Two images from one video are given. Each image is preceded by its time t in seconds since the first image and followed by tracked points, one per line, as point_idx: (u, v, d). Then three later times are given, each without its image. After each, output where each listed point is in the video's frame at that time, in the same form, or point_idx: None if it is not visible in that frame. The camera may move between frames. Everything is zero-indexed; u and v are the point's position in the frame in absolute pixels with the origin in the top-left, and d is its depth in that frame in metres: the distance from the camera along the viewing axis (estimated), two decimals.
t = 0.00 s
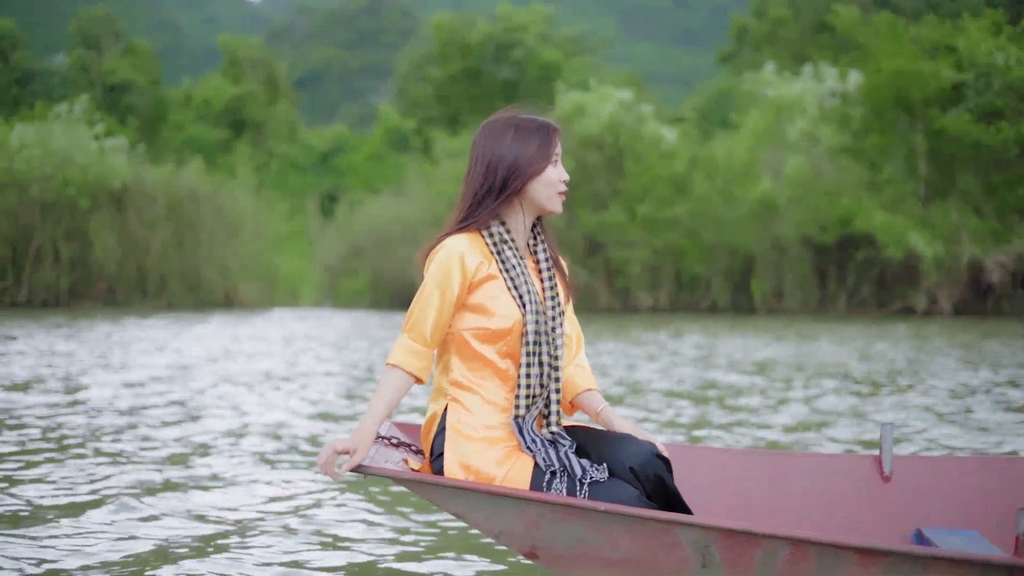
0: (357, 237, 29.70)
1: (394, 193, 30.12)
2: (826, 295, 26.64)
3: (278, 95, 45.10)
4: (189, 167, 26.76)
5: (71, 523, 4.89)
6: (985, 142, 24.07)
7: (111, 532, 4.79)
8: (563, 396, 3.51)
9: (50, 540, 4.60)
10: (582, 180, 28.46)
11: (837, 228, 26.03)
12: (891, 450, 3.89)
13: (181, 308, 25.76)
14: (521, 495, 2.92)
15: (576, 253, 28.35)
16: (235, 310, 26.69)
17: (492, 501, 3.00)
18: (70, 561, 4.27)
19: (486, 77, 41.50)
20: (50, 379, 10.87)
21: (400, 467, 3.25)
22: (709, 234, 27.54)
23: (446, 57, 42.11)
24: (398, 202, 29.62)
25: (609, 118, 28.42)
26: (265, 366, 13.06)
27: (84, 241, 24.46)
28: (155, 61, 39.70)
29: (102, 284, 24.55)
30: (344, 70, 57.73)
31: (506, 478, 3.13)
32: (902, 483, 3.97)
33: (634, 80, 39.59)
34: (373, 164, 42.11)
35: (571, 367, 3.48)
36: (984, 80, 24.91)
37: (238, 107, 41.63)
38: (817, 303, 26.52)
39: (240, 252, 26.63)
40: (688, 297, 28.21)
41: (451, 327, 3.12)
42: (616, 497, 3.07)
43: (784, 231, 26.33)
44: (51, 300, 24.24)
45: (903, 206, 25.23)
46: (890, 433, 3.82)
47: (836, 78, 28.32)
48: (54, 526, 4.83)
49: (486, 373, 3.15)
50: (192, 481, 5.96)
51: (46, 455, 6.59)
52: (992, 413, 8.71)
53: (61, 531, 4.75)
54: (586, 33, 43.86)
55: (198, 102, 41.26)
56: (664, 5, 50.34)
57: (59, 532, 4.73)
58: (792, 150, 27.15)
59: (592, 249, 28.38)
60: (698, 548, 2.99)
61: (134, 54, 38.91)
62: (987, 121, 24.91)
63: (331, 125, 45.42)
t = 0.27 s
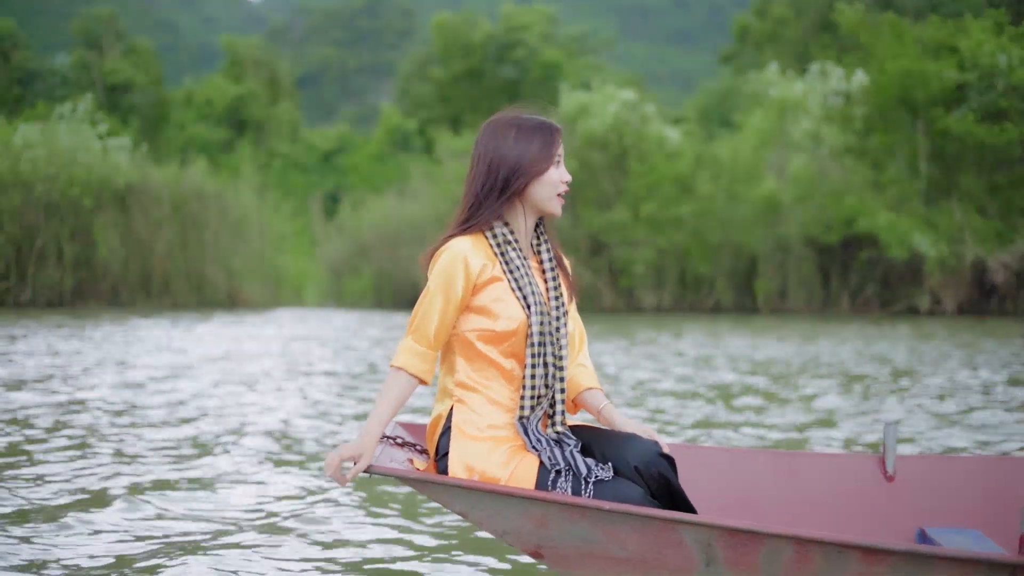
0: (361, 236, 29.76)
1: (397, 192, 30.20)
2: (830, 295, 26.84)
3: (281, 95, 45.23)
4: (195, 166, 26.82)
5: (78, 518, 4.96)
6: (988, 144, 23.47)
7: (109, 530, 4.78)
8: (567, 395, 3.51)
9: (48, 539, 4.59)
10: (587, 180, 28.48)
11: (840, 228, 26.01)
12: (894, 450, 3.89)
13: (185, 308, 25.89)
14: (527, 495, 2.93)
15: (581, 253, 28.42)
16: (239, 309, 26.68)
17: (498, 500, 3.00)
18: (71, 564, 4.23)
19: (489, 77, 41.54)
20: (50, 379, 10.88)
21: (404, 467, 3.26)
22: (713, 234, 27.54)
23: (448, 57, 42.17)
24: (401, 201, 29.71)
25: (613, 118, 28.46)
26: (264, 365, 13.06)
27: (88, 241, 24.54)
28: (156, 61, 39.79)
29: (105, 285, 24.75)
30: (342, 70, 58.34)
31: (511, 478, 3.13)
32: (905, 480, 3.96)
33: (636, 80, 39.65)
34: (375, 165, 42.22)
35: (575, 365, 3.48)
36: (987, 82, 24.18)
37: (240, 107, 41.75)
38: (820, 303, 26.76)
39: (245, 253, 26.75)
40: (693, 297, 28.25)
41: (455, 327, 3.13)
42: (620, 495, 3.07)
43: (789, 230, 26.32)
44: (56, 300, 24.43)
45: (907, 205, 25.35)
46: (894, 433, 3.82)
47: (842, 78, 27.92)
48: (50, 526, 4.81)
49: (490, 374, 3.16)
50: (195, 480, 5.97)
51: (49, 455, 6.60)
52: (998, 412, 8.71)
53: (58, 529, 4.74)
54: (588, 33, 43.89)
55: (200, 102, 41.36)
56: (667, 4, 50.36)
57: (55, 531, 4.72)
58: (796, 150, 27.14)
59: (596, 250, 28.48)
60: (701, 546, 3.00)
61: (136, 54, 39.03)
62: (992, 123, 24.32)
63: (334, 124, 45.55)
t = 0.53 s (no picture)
0: (366, 236, 29.76)
1: (402, 193, 30.24)
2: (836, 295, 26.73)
3: (284, 95, 45.35)
4: (201, 166, 26.87)
5: (79, 518, 4.96)
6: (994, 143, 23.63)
7: (110, 530, 4.78)
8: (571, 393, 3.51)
9: (51, 538, 4.60)
10: (593, 180, 28.46)
11: (847, 227, 25.96)
12: (900, 450, 3.89)
13: (192, 308, 25.84)
14: (534, 495, 2.93)
15: (587, 253, 28.42)
16: (246, 309, 26.59)
17: (504, 500, 3.01)
18: (73, 567, 4.19)
19: (491, 77, 41.59)
20: (49, 379, 10.86)
21: (410, 466, 3.27)
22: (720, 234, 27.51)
23: (451, 58, 42.26)
24: (404, 201, 29.75)
25: (619, 118, 28.46)
26: (265, 364, 13.05)
27: (94, 241, 24.69)
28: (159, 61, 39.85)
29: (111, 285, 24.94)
30: (341, 70, 58.78)
31: (518, 479, 3.13)
32: (911, 481, 3.96)
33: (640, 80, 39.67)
34: (377, 165, 42.05)
35: (580, 363, 3.49)
36: (992, 82, 24.42)
37: (243, 107, 41.82)
38: (826, 304, 26.66)
39: (251, 251, 26.65)
40: (699, 297, 28.23)
41: (461, 328, 3.13)
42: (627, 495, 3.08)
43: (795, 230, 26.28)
44: (62, 300, 24.58)
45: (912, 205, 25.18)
46: (898, 433, 3.82)
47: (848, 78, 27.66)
48: (53, 526, 4.82)
49: (497, 374, 3.16)
50: (200, 480, 5.97)
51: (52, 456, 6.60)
52: (1004, 412, 8.70)
53: (60, 530, 4.74)
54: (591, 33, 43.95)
55: (203, 101, 41.42)
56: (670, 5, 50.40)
57: (58, 531, 4.72)
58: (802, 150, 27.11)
59: (602, 250, 28.44)
60: (706, 546, 3.01)
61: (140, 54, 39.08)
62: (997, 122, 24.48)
63: (336, 125, 45.65)
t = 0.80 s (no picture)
0: (373, 236, 29.73)
1: (409, 193, 30.25)
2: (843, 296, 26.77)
3: (288, 94, 45.39)
4: (209, 165, 26.90)
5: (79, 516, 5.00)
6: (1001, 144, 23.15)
7: (112, 529, 4.80)
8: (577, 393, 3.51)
9: (52, 537, 4.62)
10: (600, 180, 28.44)
11: (854, 227, 25.93)
12: (905, 451, 3.88)
13: (199, 308, 25.97)
14: (540, 495, 2.94)
15: (595, 253, 28.43)
16: (253, 309, 26.60)
17: (510, 500, 3.01)
18: (66, 565, 4.20)
19: (496, 77, 41.54)
20: (52, 379, 10.87)
21: (415, 466, 3.27)
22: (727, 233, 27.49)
23: (456, 59, 42.21)
24: (410, 202, 29.77)
25: (626, 118, 28.45)
26: (267, 364, 13.04)
27: (101, 241, 24.80)
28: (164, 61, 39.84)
29: (117, 284, 25.09)
30: (344, 69, 58.80)
31: (524, 478, 3.13)
32: (915, 481, 3.95)
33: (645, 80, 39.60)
34: (380, 165, 41.92)
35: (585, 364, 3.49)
36: (1000, 82, 23.82)
37: (248, 107, 41.84)
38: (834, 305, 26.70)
39: (260, 250, 26.56)
40: (706, 296, 28.26)
41: (467, 328, 3.13)
42: (632, 495, 3.07)
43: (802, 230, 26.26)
44: (69, 300, 24.74)
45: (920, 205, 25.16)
46: (904, 433, 3.81)
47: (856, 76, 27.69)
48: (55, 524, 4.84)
49: (504, 373, 3.16)
50: (204, 480, 5.97)
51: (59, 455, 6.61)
52: (1012, 413, 8.66)
53: (62, 528, 4.76)
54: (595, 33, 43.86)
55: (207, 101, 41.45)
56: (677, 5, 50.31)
57: (60, 530, 4.73)
58: (809, 149, 27.08)
59: (610, 249, 28.45)
60: (712, 545, 3.00)
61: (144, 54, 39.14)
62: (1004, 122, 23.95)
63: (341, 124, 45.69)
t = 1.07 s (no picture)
0: (377, 236, 29.77)
1: (414, 193, 30.25)
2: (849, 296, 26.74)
3: (291, 94, 45.45)
4: (214, 165, 26.92)
5: (79, 513, 5.04)
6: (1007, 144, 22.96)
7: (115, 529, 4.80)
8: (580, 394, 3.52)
9: (53, 535, 4.63)
10: (605, 180, 28.43)
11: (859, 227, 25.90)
12: (908, 450, 3.88)
13: (206, 308, 25.92)
14: (544, 494, 2.94)
15: (601, 252, 28.43)
16: (259, 309, 26.50)
17: (513, 499, 3.01)
18: (63, 563, 4.22)
19: (499, 77, 41.55)
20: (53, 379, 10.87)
21: (419, 466, 3.27)
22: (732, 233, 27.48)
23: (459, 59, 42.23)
24: (413, 202, 29.77)
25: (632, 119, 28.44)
26: (268, 364, 13.03)
27: (107, 240, 24.82)
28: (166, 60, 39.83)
29: (124, 284, 24.95)
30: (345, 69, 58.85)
31: (527, 478, 3.14)
32: (919, 481, 3.95)
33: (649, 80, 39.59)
34: (382, 165, 41.99)
35: (590, 364, 3.49)
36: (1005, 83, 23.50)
37: (250, 107, 41.85)
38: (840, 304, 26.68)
39: (265, 250, 26.55)
40: (712, 296, 28.29)
41: (471, 328, 3.14)
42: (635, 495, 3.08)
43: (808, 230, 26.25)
44: (75, 300, 24.71)
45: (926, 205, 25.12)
46: (907, 434, 3.81)
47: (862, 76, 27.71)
48: (56, 523, 4.84)
49: (508, 373, 3.17)
50: (208, 480, 5.97)
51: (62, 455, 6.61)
52: (1017, 413, 8.65)
53: (64, 528, 4.76)
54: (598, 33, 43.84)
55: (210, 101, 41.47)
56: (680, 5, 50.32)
57: (60, 529, 4.74)
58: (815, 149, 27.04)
59: (615, 249, 28.46)
60: (715, 545, 3.01)
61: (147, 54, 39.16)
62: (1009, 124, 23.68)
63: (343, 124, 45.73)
